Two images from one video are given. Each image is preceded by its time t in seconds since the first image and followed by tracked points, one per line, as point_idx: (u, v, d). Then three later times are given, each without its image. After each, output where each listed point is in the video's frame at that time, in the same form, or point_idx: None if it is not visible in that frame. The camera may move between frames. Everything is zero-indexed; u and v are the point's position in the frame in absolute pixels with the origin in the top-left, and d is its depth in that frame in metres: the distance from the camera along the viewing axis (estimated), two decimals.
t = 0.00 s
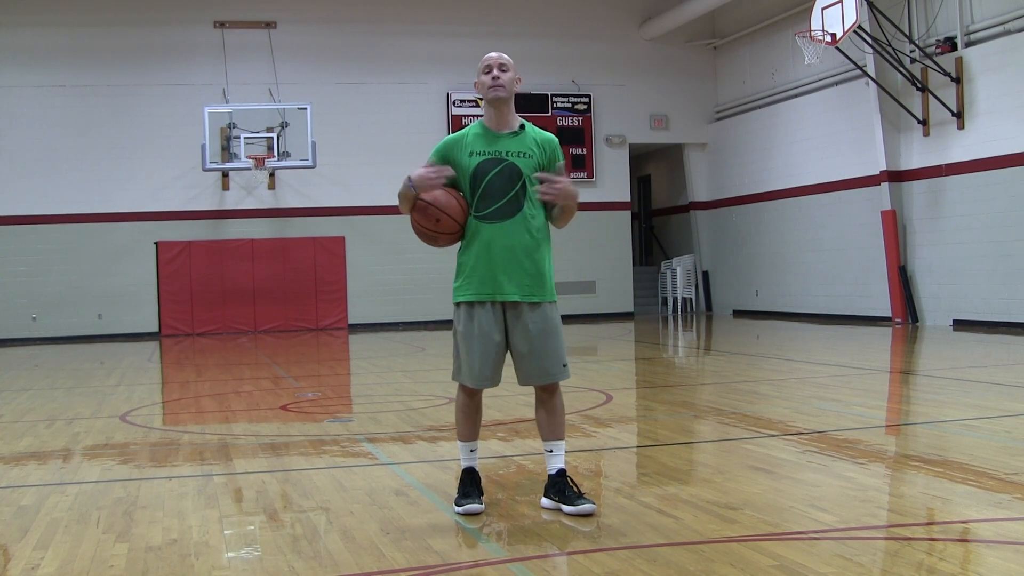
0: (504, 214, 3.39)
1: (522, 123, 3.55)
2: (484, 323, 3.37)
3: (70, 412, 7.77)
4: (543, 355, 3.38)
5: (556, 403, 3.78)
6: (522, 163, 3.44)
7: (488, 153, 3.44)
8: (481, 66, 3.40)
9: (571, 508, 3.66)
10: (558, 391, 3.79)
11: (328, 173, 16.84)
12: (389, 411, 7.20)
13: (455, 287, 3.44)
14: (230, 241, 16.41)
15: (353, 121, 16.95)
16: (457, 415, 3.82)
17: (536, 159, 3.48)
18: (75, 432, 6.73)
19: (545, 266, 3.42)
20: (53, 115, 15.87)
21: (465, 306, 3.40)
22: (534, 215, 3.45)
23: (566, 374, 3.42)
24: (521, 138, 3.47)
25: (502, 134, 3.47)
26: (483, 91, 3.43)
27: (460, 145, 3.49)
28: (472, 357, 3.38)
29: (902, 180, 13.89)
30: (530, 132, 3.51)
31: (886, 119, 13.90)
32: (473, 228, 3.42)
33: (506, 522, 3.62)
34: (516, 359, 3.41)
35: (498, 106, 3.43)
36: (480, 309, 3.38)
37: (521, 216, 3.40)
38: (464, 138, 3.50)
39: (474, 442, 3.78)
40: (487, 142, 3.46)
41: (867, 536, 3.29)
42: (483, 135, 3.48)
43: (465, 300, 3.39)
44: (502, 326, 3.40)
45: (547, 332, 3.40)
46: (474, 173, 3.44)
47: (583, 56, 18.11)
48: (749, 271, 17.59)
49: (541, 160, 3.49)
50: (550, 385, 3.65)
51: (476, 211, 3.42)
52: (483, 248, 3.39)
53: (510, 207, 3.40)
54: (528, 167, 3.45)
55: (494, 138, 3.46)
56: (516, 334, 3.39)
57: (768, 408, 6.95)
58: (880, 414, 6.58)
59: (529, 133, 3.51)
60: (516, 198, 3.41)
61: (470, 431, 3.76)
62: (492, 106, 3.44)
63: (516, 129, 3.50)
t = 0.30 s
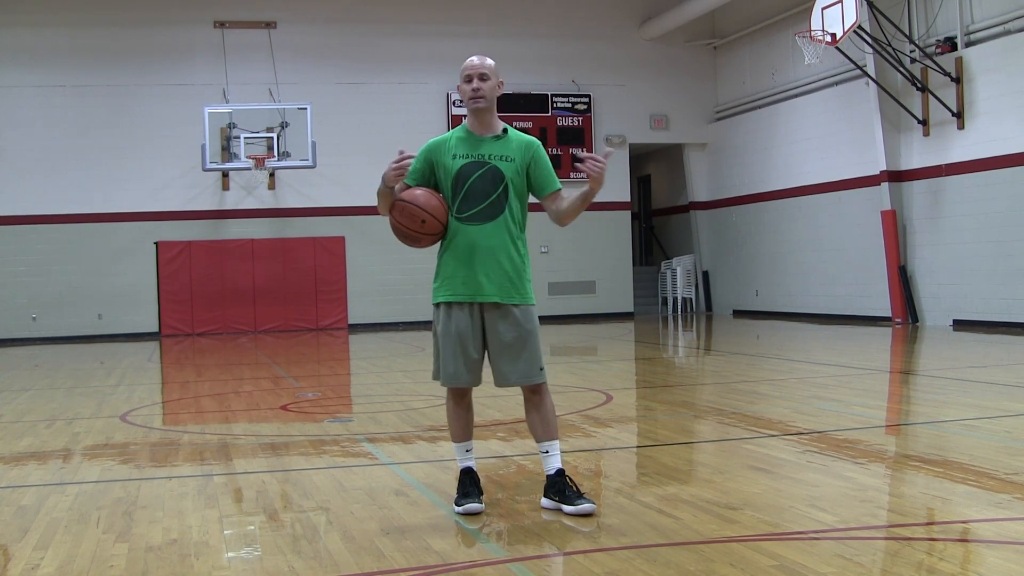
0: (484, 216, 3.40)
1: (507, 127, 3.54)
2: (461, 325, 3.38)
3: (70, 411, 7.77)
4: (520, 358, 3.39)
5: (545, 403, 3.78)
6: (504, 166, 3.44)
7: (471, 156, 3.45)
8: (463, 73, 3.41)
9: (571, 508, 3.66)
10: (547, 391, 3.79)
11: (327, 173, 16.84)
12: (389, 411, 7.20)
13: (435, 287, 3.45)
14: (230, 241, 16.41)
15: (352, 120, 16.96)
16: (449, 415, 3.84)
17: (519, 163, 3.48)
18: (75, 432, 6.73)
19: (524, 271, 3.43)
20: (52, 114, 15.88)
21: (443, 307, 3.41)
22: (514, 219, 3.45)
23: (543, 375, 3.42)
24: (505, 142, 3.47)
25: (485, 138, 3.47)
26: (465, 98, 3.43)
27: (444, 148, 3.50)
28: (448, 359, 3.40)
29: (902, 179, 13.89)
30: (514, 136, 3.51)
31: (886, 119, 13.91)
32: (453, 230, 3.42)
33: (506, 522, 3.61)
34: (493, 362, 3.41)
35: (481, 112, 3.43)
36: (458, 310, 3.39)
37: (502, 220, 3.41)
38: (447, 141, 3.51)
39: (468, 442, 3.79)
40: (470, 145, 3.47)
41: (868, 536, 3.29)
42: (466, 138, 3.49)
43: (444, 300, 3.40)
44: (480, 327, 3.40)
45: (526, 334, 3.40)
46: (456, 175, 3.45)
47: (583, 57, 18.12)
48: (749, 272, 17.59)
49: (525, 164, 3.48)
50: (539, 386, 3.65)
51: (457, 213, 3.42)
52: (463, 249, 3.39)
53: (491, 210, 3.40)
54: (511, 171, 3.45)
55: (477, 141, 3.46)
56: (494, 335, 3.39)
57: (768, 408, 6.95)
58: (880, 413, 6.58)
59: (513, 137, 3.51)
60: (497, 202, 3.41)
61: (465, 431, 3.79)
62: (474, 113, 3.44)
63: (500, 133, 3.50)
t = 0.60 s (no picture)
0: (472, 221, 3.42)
1: (489, 130, 3.55)
2: (447, 323, 3.39)
3: (70, 411, 7.77)
4: (511, 354, 3.40)
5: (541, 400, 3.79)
6: (489, 171, 3.47)
7: (457, 160, 3.46)
8: (447, 75, 3.40)
9: (574, 500, 3.71)
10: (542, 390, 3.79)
11: (327, 173, 16.84)
12: (390, 411, 7.19)
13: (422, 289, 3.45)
14: (229, 241, 16.40)
15: (351, 118, 16.96)
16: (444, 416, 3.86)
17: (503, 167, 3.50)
18: (75, 431, 6.74)
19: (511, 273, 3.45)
20: (51, 114, 15.87)
21: (431, 308, 3.41)
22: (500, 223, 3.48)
23: (533, 373, 3.44)
24: (488, 146, 3.49)
25: (469, 142, 3.48)
26: (449, 100, 3.42)
27: (429, 151, 3.49)
28: (434, 358, 3.40)
29: (902, 179, 13.91)
30: (496, 140, 3.53)
31: (886, 119, 13.92)
32: (442, 235, 3.42)
33: (507, 522, 3.61)
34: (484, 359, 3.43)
35: (465, 114, 3.42)
36: (446, 310, 3.39)
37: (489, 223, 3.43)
38: (432, 144, 3.51)
39: (464, 442, 3.81)
40: (455, 149, 3.48)
41: (869, 536, 3.29)
42: (451, 142, 3.50)
43: (431, 301, 3.40)
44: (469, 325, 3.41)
45: (516, 331, 3.41)
46: (443, 180, 3.45)
47: (583, 57, 18.13)
48: (749, 272, 17.60)
49: (508, 168, 3.50)
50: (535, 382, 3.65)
51: (445, 217, 3.43)
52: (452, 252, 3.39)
53: (478, 215, 3.43)
54: (496, 175, 3.48)
55: (462, 145, 3.48)
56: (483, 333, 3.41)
57: (767, 408, 6.95)
58: (880, 413, 6.59)
59: (495, 141, 3.53)
60: (483, 206, 3.44)
61: (461, 431, 3.81)
62: (459, 115, 3.43)
63: (483, 136, 3.51)
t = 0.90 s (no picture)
0: (501, 214, 3.30)
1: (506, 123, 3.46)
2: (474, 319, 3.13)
3: (27, 424, 6.92)
4: (530, 354, 3.32)
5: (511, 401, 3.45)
6: (513, 162, 3.36)
7: (479, 153, 3.35)
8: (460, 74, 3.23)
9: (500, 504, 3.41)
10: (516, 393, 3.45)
11: (311, 163, 16.02)
12: (377, 424, 6.36)
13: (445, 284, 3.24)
14: (201, 237, 15.57)
15: (333, 103, 16.14)
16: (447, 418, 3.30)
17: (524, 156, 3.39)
18: (30, 446, 5.92)
19: (536, 267, 3.35)
20: (16, 97, 15.10)
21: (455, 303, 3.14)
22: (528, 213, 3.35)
23: (548, 375, 3.36)
24: (506, 138, 3.38)
25: (489, 134, 3.37)
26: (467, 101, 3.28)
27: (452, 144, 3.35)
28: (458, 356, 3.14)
29: (941, 168, 13.15)
30: (513, 131, 3.42)
31: (924, 101, 13.15)
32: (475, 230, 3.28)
33: (506, 543, 2.99)
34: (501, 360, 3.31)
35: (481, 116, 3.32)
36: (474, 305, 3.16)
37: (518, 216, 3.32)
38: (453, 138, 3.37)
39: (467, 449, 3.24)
40: (477, 142, 3.36)
41: (901, 561, 2.70)
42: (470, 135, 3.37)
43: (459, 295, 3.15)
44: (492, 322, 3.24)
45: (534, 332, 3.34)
46: (468, 173, 3.34)
47: (591, 39, 17.38)
48: (772, 271, 16.82)
49: (529, 157, 3.39)
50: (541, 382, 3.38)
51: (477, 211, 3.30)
52: (483, 247, 3.27)
53: (507, 207, 3.31)
54: (519, 165, 3.36)
55: (482, 137, 3.36)
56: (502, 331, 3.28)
57: (794, 420, 6.15)
58: (916, 426, 5.76)
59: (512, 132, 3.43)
60: (510, 198, 3.32)
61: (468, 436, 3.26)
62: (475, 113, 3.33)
63: (500, 129, 3.40)
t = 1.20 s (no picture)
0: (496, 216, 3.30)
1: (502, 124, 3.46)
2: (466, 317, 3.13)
3: (26, 423, 6.92)
4: (524, 354, 3.32)
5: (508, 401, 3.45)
6: (510, 164, 3.37)
7: (477, 152, 3.34)
8: (462, 73, 3.24)
9: (501, 504, 3.41)
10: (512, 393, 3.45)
11: (311, 163, 16.02)
12: (377, 424, 6.36)
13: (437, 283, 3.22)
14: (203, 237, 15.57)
15: (333, 104, 16.13)
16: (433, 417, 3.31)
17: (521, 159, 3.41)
18: (29, 446, 5.92)
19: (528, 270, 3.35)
20: (17, 98, 15.10)
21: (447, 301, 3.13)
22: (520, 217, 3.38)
23: (542, 375, 3.35)
24: (506, 139, 3.39)
25: (488, 135, 3.36)
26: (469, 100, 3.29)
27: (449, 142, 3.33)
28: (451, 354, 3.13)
29: (941, 168, 13.16)
30: (511, 132, 3.43)
31: (923, 101, 13.14)
32: (467, 230, 3.28)
33: (505, 542, 3.00)
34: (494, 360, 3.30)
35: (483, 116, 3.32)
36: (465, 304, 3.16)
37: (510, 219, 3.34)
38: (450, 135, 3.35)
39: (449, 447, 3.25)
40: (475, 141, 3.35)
41: (903, 561, 2.70)
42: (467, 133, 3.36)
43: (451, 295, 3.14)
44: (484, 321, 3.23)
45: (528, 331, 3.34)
46: (465, 172, 3.32)
47: (592, 38, 17.37)
48: (771, 271, 16.82)
49: (525, 161, 3.42)
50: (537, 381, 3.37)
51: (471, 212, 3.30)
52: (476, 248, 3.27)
53: (502, 209, 3.32)
54: (515, 168, 3.38)
55: (480, 137, 3.35)
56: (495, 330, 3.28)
57: (794, 420, 6.15)
58: (917, 426, 5.77)
59: (510, 134, 3.43)
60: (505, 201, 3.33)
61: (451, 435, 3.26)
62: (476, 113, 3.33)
63: (499, 130, 3.40)
